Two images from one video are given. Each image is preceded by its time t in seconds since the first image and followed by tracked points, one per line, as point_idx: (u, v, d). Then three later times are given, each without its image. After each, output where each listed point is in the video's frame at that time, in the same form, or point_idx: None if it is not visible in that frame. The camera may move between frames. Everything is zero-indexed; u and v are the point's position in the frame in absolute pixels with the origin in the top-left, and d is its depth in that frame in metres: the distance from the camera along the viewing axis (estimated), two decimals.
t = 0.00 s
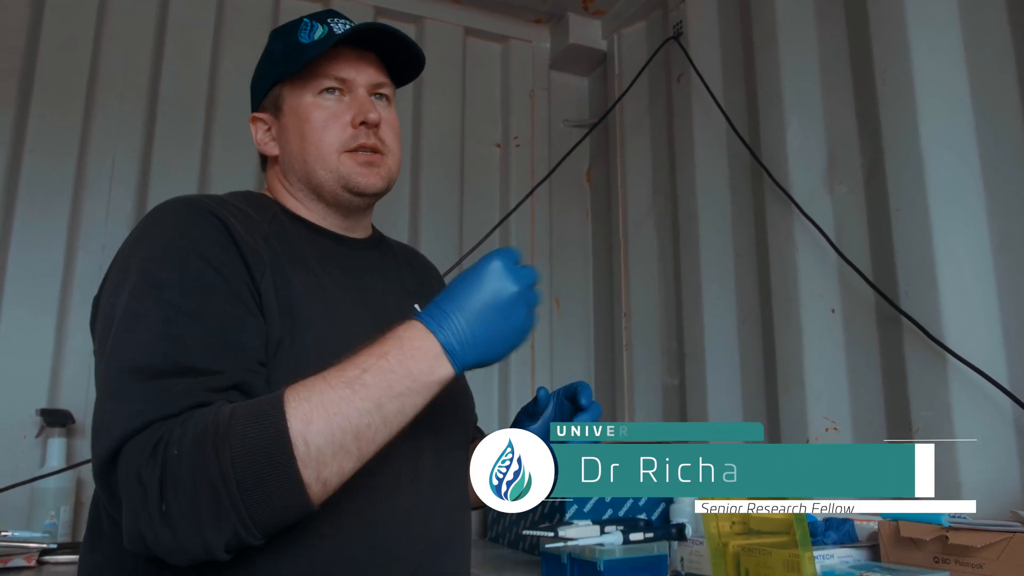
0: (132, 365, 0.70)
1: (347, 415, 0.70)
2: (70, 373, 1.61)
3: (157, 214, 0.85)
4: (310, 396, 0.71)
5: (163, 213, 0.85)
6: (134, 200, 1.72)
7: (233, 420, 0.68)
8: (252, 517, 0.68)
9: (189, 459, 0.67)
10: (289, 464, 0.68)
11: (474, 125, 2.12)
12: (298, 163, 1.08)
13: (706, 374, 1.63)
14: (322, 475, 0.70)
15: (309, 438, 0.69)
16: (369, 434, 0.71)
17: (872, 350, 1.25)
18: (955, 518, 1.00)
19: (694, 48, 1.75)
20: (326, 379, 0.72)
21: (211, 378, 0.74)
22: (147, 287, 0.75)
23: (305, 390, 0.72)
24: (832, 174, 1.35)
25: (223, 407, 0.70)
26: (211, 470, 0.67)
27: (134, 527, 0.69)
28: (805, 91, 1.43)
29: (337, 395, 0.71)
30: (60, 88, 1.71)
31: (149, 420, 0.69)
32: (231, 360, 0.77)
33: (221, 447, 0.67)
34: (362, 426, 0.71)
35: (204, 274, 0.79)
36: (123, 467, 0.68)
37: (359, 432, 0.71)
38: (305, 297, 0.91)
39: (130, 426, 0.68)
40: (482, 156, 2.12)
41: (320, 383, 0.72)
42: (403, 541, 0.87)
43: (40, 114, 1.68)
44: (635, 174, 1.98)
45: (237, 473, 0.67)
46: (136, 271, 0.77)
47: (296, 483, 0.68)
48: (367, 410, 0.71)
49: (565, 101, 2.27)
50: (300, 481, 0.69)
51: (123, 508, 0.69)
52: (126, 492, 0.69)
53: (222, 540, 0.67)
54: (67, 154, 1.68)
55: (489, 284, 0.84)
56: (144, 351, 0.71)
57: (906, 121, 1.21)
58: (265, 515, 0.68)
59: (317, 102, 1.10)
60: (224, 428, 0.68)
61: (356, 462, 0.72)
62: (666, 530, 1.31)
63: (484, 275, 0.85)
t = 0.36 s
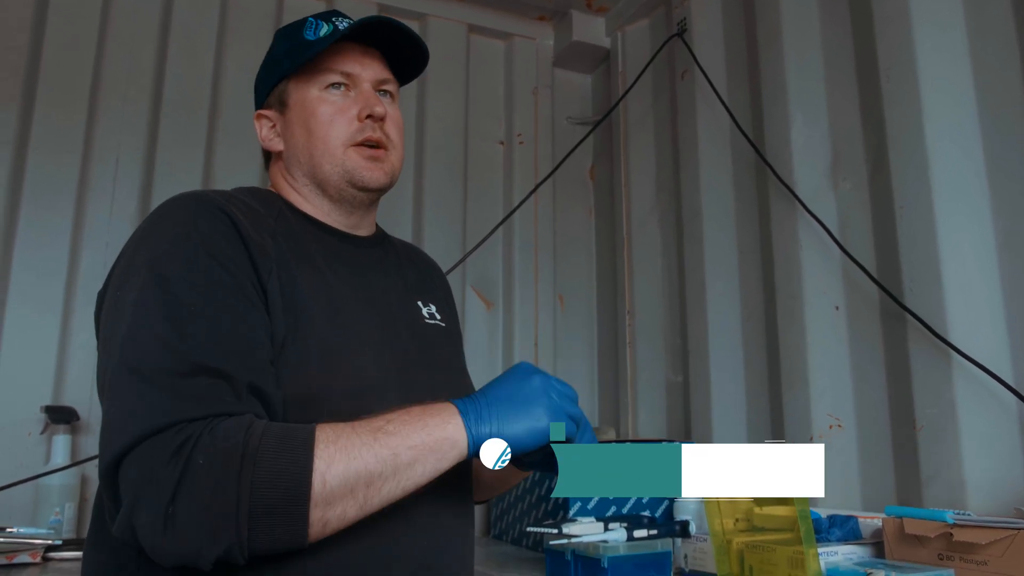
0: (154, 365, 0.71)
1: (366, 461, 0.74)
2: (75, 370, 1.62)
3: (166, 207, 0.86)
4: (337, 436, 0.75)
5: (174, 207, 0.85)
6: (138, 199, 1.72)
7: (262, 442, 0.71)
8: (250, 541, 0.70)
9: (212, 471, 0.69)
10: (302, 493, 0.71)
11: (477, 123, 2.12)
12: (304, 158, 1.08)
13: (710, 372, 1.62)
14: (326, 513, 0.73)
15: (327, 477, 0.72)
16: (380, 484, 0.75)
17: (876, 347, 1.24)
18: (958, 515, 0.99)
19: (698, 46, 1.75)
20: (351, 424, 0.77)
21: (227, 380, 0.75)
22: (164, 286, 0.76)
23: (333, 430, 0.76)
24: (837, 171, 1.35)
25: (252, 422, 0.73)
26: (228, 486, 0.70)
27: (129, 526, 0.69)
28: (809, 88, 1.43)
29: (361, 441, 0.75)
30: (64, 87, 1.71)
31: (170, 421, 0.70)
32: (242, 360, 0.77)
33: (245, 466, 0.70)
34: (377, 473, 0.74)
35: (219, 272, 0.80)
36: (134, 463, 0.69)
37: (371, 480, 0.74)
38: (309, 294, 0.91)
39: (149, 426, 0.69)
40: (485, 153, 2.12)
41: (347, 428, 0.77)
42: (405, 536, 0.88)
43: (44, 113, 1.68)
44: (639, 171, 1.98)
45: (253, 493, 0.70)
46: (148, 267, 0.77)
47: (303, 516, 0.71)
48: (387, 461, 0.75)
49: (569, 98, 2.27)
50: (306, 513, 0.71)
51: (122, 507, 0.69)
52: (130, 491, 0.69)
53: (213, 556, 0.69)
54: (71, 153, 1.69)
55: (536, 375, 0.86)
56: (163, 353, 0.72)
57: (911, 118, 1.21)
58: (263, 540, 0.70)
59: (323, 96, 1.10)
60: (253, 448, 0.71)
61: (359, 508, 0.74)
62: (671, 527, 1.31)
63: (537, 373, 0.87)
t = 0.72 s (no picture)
0: (158, 362, 0.71)
1: (373, 459, 0.76)
2: (74, 371, 1.61)
3: (166, 206, 0.86)
4: (345, 435, 0.77)
5: (174, 206, 0.86)
6: (137, 200, 1.72)
7: (274, 437, 0.73)
8: (258, 535, 0.71)
9: (225, 463, 0.70)
10: (312, 489, 0.72)
11: (477, 125, 2.12)
12: (303, 159, 1.08)
13: (709, 375, 1.62)
14: (334, 510, 0.74)
15: (336, 473, 0.74)
16: (385, 483, 0.76)
17: (875, 349, 1.25)
18: (959, 517, 1.00)
19: (698, 47, 1.75)
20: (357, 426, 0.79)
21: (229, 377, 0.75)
22: (166, 285, 0.76)
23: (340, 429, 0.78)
24: (836, 173, 1.35)
25: (261, 418, 0.74)
26: (238, 479, 0.70)
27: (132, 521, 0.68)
28: (808, 90, 1.43)
29: (368, 440, 0.77)
30: (63, 88, 1.71)
31: (177, 417, 0.70)
32: (242, 358, 0.78)
33: (258, 459, 0.71)
34: (382, 472, 0.76)
35: (220, 271, 0.80)
36: (139, 457, 0.69)
37: (376, 479, 0.76)
38: (308, 295, 0.91)
39: (154, 421, 0.69)
40: (485, 155, 2.12)
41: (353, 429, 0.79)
42: (405, 537, 0.88)
43: (44, 114, 1.68)
44: (638, 173, 1.98)
45: (265, 486, 0.71)
46: (149, 267, 0.77)
47: (311, 511, 0.72)
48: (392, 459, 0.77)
49: (567, 101, 2.27)
50: (314, 509, 0.72)
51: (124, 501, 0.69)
52: (134, 484, 0.69)
53: (220, 550, 0.69)
54: (70, 153, 1.68)
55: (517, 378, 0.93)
56: (166, 350, 0.72)
57: (910, 119, 1.21)
58: (271, 535, 0.71)
59: (324, 98, 1.10)
60: (266, 443, 0.72)
61: (364, 507, 0.76)
62: (670, 529, 1.31)
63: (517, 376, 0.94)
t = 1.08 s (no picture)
0: (156, 367, 0.71)
1: (363, 450, 0.72)
2: (76, 374, 1.61)
3: (172, 210, 0.86)
4: (333, 426, 0.73)
5: (177, 211, 0.86)
6: (141, 202, 1.72)
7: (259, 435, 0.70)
8: (252, 536, 0.69)
9: (210, 466, 0.68)
10: (300, 487, 0.69)
11: (479, 130, 2.12)
12: (314, 161, 1.08)
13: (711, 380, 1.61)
14: (327, 506, 0.71)
15: (324, 468, 0.70)
16: (379, 473, 0.72)
17: (878, 356, 1.24)
18: (962, 525, 1.00)
19: (700, 53, 1.75)
20: (348, 414, 0.75)
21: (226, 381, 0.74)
22: (168, 289, 0.75)
23: (328, 419, 0.74)
24: (839, 178, 1.35)
25: (247, 419, 0.71)
26: (225, 481, 0.68)
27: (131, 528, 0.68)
28: (811, 95, 1.43)
29: (356, 430, 0.73)
30: (68, 91, 1.71)
31: (171, 424, 0.69)
32: (244, 362, 0.77)
33: (244, 459, 0.69)
34: (374, 463, 0.72)
35: (222, 274, 0.80)
36: (135, 465, 0.69)
37: (369, 470, 0.72)
38: (312, 299, 0.91)
39: (149, 428, 0.68)
40: (487, 160, 2.12)
41: (342, 417, 0.74)
42: (408, 544, 0.88)
43: (48, 116, 1.68)
44: (642, 177, 1.98)
45: (252, 486, 0.68)
46: (151, 270, 0.77)
47: (302, 509, 0.69)
48: (383, 450, 0.72)
49: (570, 105, 2.27)
50: (305, 506, 0.69)
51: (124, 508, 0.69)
52: (132, 492, 0.68)
53: (214, 555, 0.67)
54: (74, 156, 1.69)
55: (537, 367, 0.83)
56: (166, 354, 0.71)
57: (913, 125, 1.21)
58: (265, 535, 0.69)
59: (340, 102, 1.11)
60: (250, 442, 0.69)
61: (359, 499, 0.72)
62: (673, 537, 1.26)
63: (538, 359, 0.85)
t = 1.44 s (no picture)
0: (149, 359, 0.70)
1: (343, 407, 0.70)
2: (76, 377, 1.61)
3: (175, 209, 0.85)
4: (308, 387, 0.71)
5: (179, 209, 0.85)
6: (141, 204, 1.72)
7: (232, 407, 0.69)
8: (246, 510, 0.67)
9: (188, 445, 0.67)
10: (282, 453, 0.68)
11: (480, 133, 2.12)
12: (330, 166, 1.07)
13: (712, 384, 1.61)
14: (315, 467, 0.69)
15: (304, 429, 0.69)
16: (364, 429, 0.71)
17: (879, 359, 1.24)
18: (964, 529, 1.00)
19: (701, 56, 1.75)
20: (321, 371, 0.73)
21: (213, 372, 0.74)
22: (164, 283, 0.75)
23: (303, 381, 0.72)
24: (840, 181, 1.36)
25: (220, 397, 0.70)
26: (207, 457, 0.67)
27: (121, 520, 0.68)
28: (812, 99, 1.43)
29: (331, 386, 0.71)
30: (68, 93, 1.71)
31: (148, 411, 0.69)
32: (236, 358, 0.77)
33: (219, 432, 0.67)
34: (357, 419, 0.71)
35: (222, 272, 0.80)
36: (120, 455, 0.69)
37: (353, 427, 0.70)
38: (316, 303, 0.91)
39: (130, 416, 0.68)
40: (487, 163, 2.12)
41: (316, 376, 0.73)
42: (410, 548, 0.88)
43: (48, 118, 1.68)
44: (643, 180, 1.98)
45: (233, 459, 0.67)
46: (149, 266, 0.77)
47: (288, 474, 0.68)
48: (363, 403, 0.71)
49: (571, 109, 2.27)
50: (292, 471, 0.68)
51: (116, 497, 0.69)
52: (121, 481, 0.68)
53: (212, 533, 0.67)
54: (74, 158, 1.68)
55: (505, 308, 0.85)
56: (160, 347, 0.71)
57: (915, 128, 1.21)
58: (259, 509, 0.68)
59: (360, 109, 1.10)
60: (224, 414, 0.68)
61: (348, 457, 0.71)
62: (674, 540, 1.30)
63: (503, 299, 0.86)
